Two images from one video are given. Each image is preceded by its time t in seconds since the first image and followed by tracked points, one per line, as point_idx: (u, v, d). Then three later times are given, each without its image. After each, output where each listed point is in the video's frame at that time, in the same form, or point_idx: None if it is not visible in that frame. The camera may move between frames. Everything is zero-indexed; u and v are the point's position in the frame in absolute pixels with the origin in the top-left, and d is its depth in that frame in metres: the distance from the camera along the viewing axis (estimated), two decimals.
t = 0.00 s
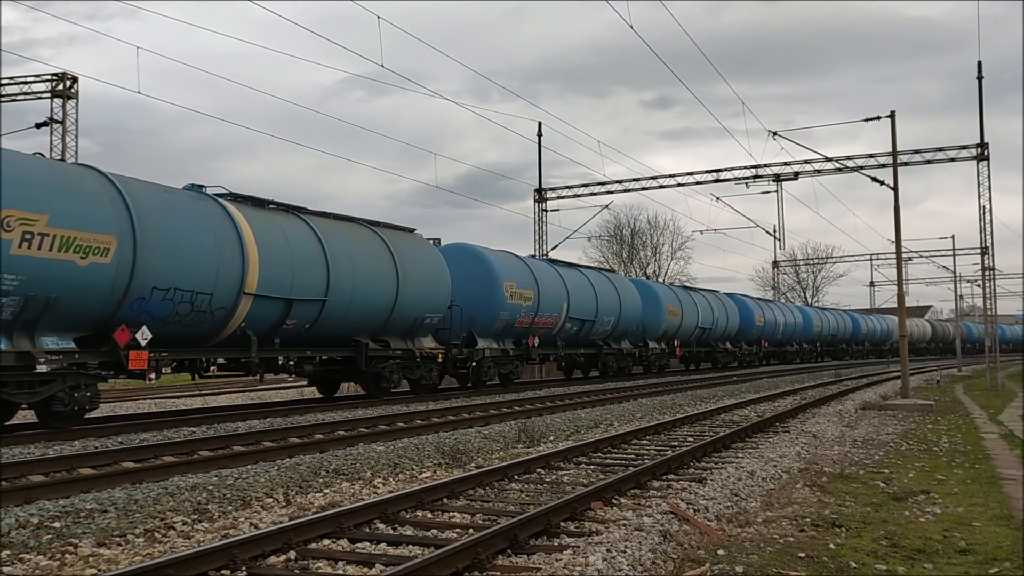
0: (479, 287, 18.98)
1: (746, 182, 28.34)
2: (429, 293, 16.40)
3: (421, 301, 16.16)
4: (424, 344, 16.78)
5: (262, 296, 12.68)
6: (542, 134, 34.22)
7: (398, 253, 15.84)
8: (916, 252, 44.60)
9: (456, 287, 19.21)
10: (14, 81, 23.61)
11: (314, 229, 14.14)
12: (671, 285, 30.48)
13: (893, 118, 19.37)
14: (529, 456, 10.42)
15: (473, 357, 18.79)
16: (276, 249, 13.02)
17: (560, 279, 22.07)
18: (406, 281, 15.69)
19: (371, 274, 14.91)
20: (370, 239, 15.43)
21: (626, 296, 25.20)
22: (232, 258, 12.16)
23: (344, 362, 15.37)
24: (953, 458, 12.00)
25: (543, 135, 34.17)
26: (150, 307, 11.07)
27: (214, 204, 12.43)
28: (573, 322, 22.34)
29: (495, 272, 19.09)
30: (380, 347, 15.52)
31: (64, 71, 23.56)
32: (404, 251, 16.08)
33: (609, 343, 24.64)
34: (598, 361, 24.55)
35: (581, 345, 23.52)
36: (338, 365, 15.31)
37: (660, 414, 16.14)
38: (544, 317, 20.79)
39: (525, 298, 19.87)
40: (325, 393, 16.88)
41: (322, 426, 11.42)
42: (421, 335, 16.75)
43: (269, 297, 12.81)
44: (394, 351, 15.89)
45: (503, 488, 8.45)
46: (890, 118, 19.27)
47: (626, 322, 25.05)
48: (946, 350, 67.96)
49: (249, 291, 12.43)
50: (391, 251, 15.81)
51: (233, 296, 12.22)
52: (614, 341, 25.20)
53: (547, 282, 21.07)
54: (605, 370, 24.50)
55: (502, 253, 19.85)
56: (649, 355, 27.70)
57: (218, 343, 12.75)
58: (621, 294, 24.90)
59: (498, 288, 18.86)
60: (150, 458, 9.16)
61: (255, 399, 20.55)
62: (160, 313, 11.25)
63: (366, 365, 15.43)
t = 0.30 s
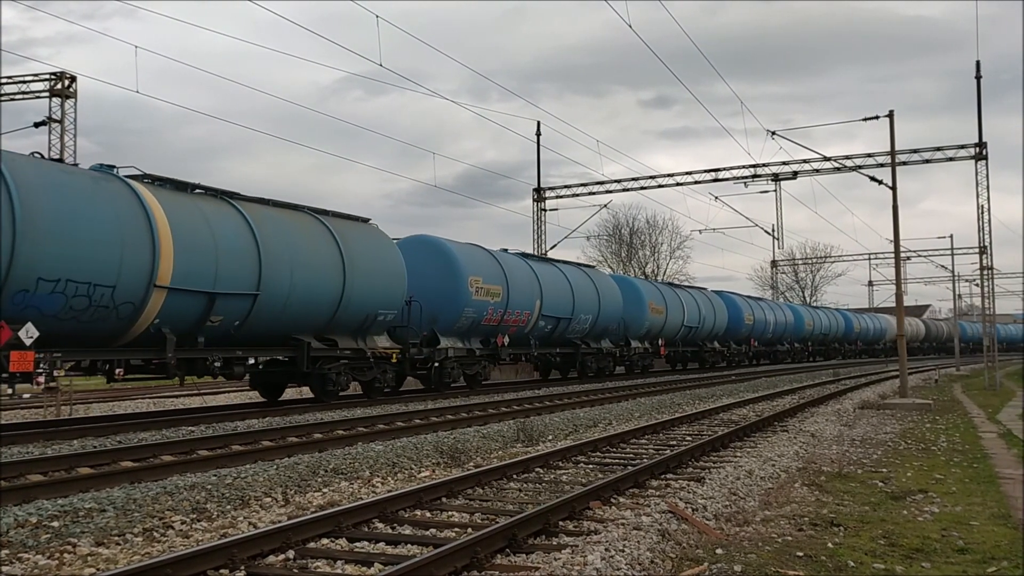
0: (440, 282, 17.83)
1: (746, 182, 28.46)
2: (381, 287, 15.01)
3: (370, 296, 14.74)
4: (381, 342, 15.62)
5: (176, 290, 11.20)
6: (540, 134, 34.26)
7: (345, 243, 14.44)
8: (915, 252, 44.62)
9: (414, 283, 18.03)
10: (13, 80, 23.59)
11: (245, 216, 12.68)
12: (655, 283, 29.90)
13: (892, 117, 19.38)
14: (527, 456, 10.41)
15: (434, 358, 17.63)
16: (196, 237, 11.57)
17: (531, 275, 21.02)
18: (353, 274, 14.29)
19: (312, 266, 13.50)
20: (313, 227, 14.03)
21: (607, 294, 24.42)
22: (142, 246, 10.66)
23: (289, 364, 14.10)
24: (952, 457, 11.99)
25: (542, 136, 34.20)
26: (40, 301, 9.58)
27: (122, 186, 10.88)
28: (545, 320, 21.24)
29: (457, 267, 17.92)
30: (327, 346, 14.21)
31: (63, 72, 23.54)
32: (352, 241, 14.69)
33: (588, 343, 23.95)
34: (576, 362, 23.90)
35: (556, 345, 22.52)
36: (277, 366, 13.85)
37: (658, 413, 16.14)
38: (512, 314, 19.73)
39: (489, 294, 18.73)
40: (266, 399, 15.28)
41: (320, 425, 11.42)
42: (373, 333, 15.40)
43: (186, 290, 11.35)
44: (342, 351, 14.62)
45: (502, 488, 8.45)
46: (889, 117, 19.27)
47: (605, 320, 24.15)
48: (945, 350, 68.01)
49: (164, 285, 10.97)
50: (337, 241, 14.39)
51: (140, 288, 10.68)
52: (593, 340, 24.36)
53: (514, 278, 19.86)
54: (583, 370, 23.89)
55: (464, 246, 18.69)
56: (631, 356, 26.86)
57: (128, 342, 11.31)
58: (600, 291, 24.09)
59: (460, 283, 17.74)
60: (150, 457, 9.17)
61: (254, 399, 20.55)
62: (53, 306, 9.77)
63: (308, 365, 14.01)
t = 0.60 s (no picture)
0: (397, 278, 16.68)
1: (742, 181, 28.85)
2: (320, 279, 13.77)
3: (308, 291, 13.52)
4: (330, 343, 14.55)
5: (69, 282, 9.90)
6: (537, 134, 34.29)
7: (280, 233, 13.22)
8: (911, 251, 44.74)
9: (369, 277, 16.94)
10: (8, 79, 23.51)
11: (160, 201, 11.39)
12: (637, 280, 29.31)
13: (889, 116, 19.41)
14: (524, 455, 10.39)
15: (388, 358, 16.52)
16: (96, 224, 10.26)
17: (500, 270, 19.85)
18: (288, 266, 13.08)
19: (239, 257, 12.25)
20: (242, 214, 12.78)
21: (583, 291, 23.48)
22: (24, 227, 9.22)
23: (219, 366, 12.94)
24: (947, 456, 12.02)
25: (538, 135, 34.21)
26: None
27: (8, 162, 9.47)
28: (515, 317, 20.15)
29: (416, 261, 16.67)
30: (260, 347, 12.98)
31: (59, 71, 23.46)
32: (288, 230, 13.46)
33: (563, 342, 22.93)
34: (550, 363, 22.84)
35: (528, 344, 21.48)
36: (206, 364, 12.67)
37: (655, 412, 16.14)
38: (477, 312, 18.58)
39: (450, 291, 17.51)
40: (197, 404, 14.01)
41: (316, 424, 11.39)
42: (316, 330, 14.27)
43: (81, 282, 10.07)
44: (280, 352, 13.39)
45: (499, 487, 8.45)
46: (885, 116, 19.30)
47: (581, 317, 23.24)
48: (940, 349, 68.23)
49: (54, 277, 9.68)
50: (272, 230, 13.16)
51: (24, 282, 9.35)
52: (569, 339, 23.38)
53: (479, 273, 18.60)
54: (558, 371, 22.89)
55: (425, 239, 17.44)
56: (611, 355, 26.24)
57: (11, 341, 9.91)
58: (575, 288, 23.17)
59: (419, 279, 16.59)
60: (145, 456, 9.16)
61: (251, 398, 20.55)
62: None
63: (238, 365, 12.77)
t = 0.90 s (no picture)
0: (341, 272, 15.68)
1: (735, 181, 28.82)
2: (242, 270, 12.17)
3: (232, 284, 12.00)
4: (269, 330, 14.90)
5: None
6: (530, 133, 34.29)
7: (197, 219, 11.66)
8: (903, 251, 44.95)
9: (314, 272, 15.90)
10: None
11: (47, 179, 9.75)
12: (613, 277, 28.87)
13: (881, 116, 19.47)
14: (517, 454, 10.38)
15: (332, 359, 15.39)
16: None
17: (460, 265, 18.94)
18: (206, 255, 11.54)
19: (145, 243, 10.68)
20: (153, 197, 11.19)
21: (551, 288, 22.63)
22: None
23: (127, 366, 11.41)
24: (939, 455, 12.07)
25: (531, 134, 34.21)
26: None
27: None
28: (476, 314, 19.30)
29: (362, 254, 15.67)
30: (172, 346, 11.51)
31: (50, 68, 23.34)
32: (209, 215, 11.95)
33: (531, 342, 22.32)
34: (518, 363, 22.23)
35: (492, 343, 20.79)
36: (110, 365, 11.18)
37: (649, 411, 16.16)
38: (432, 309, 17.56)
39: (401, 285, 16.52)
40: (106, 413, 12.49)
41: (309, 424, 11.35)
42: (244, 329, 12.80)
43: None
44: (200, 352, 11.97)
45: (492, 486, 8.46)
46: (877, 116, 19.37)
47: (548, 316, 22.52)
48: (932, 348, 68.54)
49: None
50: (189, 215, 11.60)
51: None
52: (538, 338, 22.78)
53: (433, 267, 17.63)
54: (526, 372, 22.23)
55: (373, 231, 16.45)
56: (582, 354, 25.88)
57: None
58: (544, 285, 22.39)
59: (364, 272, 15.58)
60: (137, 456, 9.12)
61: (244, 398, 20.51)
62: None
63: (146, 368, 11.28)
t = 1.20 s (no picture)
0: (279, 267, 15.28)
1: (728, 181, 29.50)
2: (144, 259, 10.81)
3: (138, 275, 10.73)
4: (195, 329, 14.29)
5: None
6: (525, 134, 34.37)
7: (99, 201, 10.33)
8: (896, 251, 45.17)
9: (249, 267, 15.51)
10: None
11: None
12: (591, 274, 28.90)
13: (875, 116, 19.55)
14: (511, 453, 10.39)
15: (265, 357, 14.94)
16: None
17: (418, 261, 18.74)
18: (105, 241, 10.24)
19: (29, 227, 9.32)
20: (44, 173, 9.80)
21: (517, 284, 22.55)
22: None
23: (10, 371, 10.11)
24: (932, 454, 12.12)
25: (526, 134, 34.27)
26: None
27: None
28: (433, 313, 19.10)
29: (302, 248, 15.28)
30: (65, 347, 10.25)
31: (44, 67, 23.25)
32: (117, 198, 10.66)
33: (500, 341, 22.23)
34: (484, 362, 22.11)
35: (455, 340, 20.68)
36: None
37: (644, 411, 16.19)
38: (382, 305, 17.26)
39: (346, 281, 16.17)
40: None
41: (302, 424, 11.31)
42: (158, 326, 11.63)
43: None
44: (103, 352, 10.75)
45: (488, 484, 8.46)
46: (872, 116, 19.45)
47: (516, 314, 22.42)
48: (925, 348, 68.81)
49: None
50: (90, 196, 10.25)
51: None
52: (506, 337, 22.74)
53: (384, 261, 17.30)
54: (493, 372, 22.17)
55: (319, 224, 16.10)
56: (557, 354, 25.84)
57: None
58: (511, 281, 22.23)
59: (303, 267, 15.22)
60: (131, 455, 9.09)
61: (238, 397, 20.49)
62: None
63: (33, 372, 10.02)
